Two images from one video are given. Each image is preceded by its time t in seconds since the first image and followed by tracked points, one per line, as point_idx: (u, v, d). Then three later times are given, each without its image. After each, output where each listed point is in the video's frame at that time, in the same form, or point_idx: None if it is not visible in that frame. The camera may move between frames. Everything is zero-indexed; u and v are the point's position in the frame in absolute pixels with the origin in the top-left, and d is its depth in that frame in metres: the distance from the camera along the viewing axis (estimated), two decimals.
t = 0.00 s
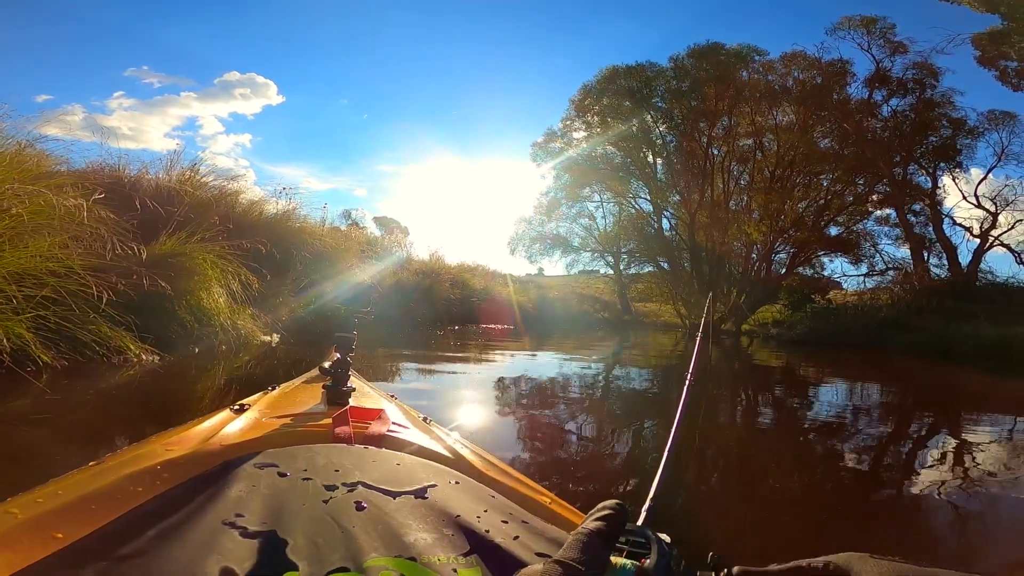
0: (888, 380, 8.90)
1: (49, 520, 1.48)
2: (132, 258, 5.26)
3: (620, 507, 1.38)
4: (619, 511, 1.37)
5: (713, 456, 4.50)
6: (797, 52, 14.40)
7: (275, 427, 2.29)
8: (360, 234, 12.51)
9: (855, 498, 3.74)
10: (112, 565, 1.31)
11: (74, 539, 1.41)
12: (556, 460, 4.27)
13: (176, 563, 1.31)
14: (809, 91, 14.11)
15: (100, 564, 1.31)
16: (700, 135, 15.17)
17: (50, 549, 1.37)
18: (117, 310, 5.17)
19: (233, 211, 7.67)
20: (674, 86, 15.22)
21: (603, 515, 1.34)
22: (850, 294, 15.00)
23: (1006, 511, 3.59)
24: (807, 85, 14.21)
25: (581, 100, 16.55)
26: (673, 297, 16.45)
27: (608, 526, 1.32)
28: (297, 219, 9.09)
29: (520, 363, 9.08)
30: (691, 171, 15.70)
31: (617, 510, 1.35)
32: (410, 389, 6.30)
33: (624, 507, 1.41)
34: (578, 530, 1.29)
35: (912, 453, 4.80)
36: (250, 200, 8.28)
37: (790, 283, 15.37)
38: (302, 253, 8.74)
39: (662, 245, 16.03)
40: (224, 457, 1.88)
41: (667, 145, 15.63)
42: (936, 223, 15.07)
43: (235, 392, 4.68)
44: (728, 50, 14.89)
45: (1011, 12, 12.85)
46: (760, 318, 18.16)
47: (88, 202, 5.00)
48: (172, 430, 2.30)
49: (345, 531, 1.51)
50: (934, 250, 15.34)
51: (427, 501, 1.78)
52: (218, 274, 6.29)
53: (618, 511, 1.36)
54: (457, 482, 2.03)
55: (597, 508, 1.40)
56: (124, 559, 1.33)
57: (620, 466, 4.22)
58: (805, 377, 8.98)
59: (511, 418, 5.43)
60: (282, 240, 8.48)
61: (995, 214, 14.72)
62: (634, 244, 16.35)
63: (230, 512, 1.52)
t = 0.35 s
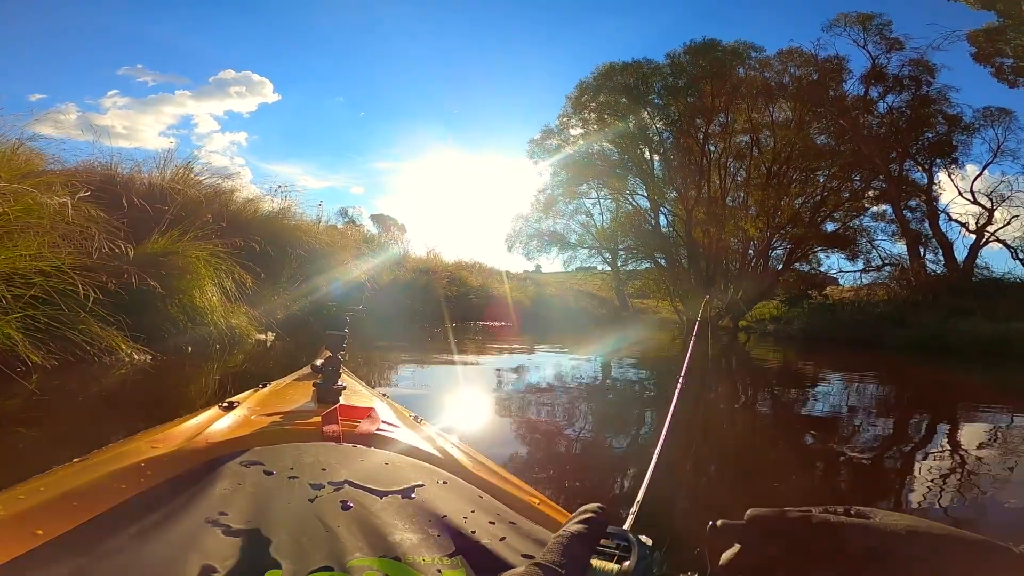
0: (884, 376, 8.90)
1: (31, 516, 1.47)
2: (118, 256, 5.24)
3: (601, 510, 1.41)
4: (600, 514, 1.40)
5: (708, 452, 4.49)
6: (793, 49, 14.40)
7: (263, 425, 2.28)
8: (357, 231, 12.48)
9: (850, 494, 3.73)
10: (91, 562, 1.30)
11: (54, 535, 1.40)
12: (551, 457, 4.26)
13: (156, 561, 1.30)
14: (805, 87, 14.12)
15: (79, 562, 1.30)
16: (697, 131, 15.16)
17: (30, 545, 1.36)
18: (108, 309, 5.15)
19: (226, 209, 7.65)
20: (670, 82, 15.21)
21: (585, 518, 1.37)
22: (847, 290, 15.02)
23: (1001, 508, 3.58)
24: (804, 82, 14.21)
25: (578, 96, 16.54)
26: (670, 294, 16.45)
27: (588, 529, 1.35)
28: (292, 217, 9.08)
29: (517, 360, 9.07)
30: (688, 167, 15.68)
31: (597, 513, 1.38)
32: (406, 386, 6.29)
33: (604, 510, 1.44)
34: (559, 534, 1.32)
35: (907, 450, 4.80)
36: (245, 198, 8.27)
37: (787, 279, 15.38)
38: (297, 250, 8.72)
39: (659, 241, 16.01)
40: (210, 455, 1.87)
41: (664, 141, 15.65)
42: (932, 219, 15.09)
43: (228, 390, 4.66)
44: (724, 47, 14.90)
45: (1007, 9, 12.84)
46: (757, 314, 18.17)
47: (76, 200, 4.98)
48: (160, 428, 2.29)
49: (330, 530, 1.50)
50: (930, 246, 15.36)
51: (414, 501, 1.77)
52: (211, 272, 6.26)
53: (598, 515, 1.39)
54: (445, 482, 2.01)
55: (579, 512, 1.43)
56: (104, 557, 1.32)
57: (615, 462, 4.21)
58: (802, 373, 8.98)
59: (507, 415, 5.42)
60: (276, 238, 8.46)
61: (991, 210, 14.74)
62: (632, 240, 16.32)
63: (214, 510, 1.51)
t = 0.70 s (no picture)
0: (881, 372, 8.90)
1: (18, 518, 1.45)
2: (106, 255, 5.21)
3: (591, 510, 1.40)
4: (590, 514, 1.38)
5: (705, 449, 4.48)
6: (790, 46, 14.40)
7: (255, 425, 2.26)
8: (353, 230, 12.44)
9: (847, 490, 3.71)
10: (77, 564, 1.27)
11: (41, 538, 1.37)
12: (548, 454, 4.25)
13: (142, 564, 1.27)
14: (802, 84, 14.11)
15: (65, 564, 1.27)
16: (694, 128, 15.14)
17: (17, 547, 1.34)
18: (99, 309, 5.11)
19: (221, 208, 7.61)
20: (667, 80, 15.18)
21: (574, 516, 1.35)
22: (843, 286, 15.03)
23: (999, 504, 3.56)
24: (800, 78, 14.21)
25: (574, 94, 16.52)
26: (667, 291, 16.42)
27: (577, 527, 1.32)
28: (288, 216, 9.04)
29: (514, 358, 9.05)
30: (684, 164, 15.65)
31: (589, 512, 1.36)
32: (403, 384, 6.26)
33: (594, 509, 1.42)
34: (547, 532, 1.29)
35: (904, 446, 4.80)
36: (240, 197, 8.23)
37: (784, 275, 15.37)
38: (293, 249, 8.68)
39: (656, 238, 15.98)
40: (200, 456, 1.85)
41: (661, 138, 15.66)
42: (928, 216, 15.10)
43: (223, 391, 4.62)
44: (720, 44, 14.90)
45: (1003, 5, 12.84)
46: (754, 310, 18.16)
47: (65, 200, 4.94)
48: (150, 429, 2.26)
49: (321, 532, 1.48)
50: (926, 242, 15.37)
51: (406, 502, 1.75)
52: (206, 272, 6.24)
53: (589, 514, 1.37)
54: (438, 483, 1.99)
55: (568, 510, 1.41)
56: (91, 559, 1.29)
57: (612, 459, 4.19)
58: (799, 370, 8.98)
59: (504, 413, 5.40)
60: (271, 236, 8.43)
61: (987, 206, 14.76)
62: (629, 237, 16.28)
63: (204, 512, 1.48)
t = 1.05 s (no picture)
0: (879, 369, 8.93)
1: (22, 521, 1.45)
2: (101, 254, 5.20)
3: (592, 513, 1.39)
4: (591, 517, 1.37)
5: (704, 446, 4.48)
6: (788, 44, 14.39)
7: (257, 425, 2.26)
8: (351, 228, 12.42)
9: (845, 487, 3.73)
10: (84, 567, 1.27)
11: (47, 541, 1.38)
12: (548, 452, 4.25)
13: (149, 566, 1.28)
14: (799, 82, 14.11)
15: (72, 567, 1.27)
16: (692, 126, 15.14)
17: (23, 550, 1.34)
18: (95, 308, 5.11)
19: (218, 206, 7.60)
20: (665, 78, 15.17)
21: (577, 519, 1.34)
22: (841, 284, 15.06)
23: (997, 501, 3.58)
24: (798, 76, 14.21)
25: (572, 91, 16.50)
26: (665, 288, 16.42)
27: (579, 531, 1.31)
28: (285, 214, 9.02)
29: (512, 356, 9.05)
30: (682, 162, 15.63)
31: (590, 516, 1.35)
32: (401, 382, 6.26)
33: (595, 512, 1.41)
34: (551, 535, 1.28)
35: (901, 443, 4.81)
36: (237, 195, 8.21)
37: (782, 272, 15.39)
38: (290, 247, 8.67)
39: (654, 236, 15.98)
40: (204, 456, 1.85)
41: (659, 136, 15.65)
42: (925, 213, 15.13)
43: (221, 390, 4.61)
44: (718, 42, 14.89)
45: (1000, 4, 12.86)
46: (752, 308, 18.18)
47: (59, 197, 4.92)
48: (152, 429, 2.26)
49: (327, 532, 1.48)
50: (924, 240, 15.40)
51: (411, 501, 1.75)
52: (203, 270, 6.23)
53: (590, 518, 1.36)
54: (442, 481, 2.00)
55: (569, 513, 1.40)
56: (99, 562, 1.29)
57: (612, 457, 4.20)
58: (797, 367, 9.00)
59: (503, 411, 5.40)
60: (268, 234, 8.41)
61: (984, 204, 14.79)
62: (627, 235, 16.28)
63: (209, 513, 1.49)
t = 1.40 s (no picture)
0: (877, 368, 8.93)
1: (26, 521, 1.45)
2: (97, 252, 5.20)
3: (592, 518, 1.40)
4: (590, 522, 1.38)
5: (703, 445, 4.49)
6: (787, 42, 14.38)
7: (257, 423, 2.26)
8: (350, 226, 12.42)
9: (844, 486, 3.74)
10: (89, 565, 1.28)
11: (51, 541, 1.38)
12: (547, 450, 4.25)
13: (154, 565, 1.28)
14: (798, 81, 14.11)
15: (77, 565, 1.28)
16: (691, 124, 15.15)
17: (26, 550, 1.34)
18: (92, 307, 5.10)
19: (215, 204, 7.59)
20: (664, 76, 15.16)
21: (576, 525, 1.36)
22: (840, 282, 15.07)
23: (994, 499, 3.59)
24: (798, 75, 14.21)
25: (571, 90, 16.49)
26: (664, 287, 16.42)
27: (580, 535, 1.33)
28: (283, 212, 9.01)
29: (511, 354, 9.05)
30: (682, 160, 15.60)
31: (589, 521, 1.36)
32: (401, 381, 6.26)
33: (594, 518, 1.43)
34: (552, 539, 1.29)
35: (900, 441, 4.82)
36: (235, 193, 8.20)
37: (781, 271, 15.39)
38: (289, 246, 8.66)
39: (653, 234, 15.98)
40: (207, 455, 1.85)
41: (658, 135, 15.64)
42: (924, 212, 15.14)
43: (219, 389, 4.61)
44: (717, 40, 14.89)
45: (999, 3, 12.87)
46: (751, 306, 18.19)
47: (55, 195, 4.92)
48: (153, 428, 2.27)
49: (331, 528, 1.48)
50: (922, 238, 15.41)
51: (414, 497, 1.76)
52: (200, 268, 6.24)
53: (590, 523, 1.38)
54: (444, 477, 2.00)
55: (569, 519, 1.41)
56: (104, 560, 1.30)
57: (611, 455, 4.21)
58: (796, 365, 9.00)
59: (502, 409, 5.40)
60: (266, 232, 8.40)
61: (983, 203, 14.80)
62: (626, 233, 16.28)
63: (213, 511, 1.49)
